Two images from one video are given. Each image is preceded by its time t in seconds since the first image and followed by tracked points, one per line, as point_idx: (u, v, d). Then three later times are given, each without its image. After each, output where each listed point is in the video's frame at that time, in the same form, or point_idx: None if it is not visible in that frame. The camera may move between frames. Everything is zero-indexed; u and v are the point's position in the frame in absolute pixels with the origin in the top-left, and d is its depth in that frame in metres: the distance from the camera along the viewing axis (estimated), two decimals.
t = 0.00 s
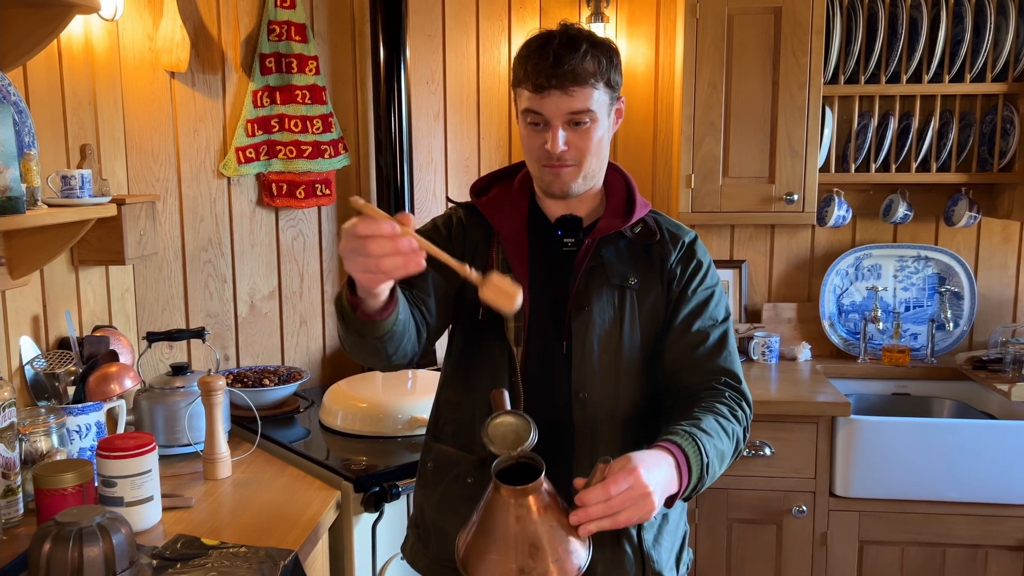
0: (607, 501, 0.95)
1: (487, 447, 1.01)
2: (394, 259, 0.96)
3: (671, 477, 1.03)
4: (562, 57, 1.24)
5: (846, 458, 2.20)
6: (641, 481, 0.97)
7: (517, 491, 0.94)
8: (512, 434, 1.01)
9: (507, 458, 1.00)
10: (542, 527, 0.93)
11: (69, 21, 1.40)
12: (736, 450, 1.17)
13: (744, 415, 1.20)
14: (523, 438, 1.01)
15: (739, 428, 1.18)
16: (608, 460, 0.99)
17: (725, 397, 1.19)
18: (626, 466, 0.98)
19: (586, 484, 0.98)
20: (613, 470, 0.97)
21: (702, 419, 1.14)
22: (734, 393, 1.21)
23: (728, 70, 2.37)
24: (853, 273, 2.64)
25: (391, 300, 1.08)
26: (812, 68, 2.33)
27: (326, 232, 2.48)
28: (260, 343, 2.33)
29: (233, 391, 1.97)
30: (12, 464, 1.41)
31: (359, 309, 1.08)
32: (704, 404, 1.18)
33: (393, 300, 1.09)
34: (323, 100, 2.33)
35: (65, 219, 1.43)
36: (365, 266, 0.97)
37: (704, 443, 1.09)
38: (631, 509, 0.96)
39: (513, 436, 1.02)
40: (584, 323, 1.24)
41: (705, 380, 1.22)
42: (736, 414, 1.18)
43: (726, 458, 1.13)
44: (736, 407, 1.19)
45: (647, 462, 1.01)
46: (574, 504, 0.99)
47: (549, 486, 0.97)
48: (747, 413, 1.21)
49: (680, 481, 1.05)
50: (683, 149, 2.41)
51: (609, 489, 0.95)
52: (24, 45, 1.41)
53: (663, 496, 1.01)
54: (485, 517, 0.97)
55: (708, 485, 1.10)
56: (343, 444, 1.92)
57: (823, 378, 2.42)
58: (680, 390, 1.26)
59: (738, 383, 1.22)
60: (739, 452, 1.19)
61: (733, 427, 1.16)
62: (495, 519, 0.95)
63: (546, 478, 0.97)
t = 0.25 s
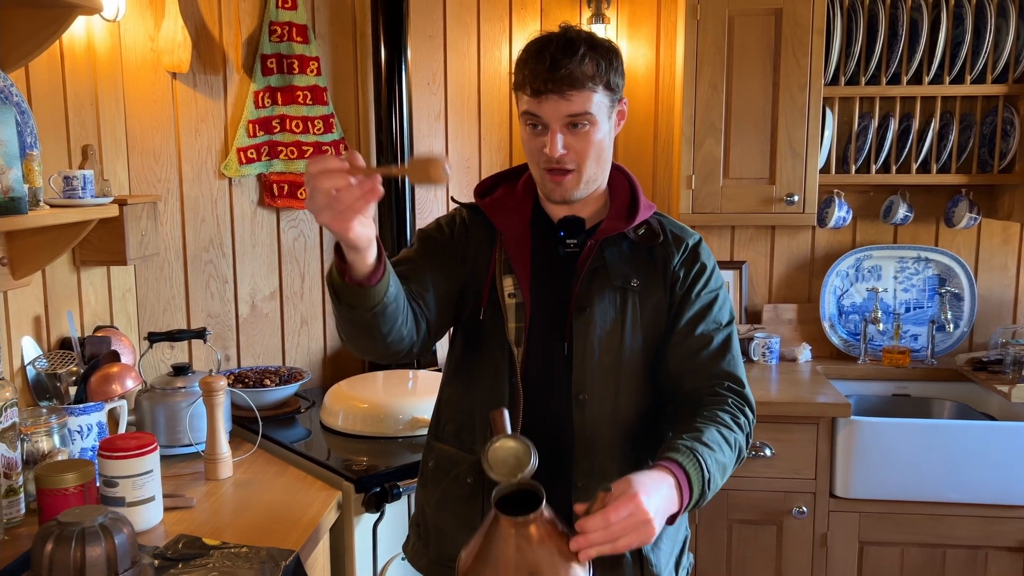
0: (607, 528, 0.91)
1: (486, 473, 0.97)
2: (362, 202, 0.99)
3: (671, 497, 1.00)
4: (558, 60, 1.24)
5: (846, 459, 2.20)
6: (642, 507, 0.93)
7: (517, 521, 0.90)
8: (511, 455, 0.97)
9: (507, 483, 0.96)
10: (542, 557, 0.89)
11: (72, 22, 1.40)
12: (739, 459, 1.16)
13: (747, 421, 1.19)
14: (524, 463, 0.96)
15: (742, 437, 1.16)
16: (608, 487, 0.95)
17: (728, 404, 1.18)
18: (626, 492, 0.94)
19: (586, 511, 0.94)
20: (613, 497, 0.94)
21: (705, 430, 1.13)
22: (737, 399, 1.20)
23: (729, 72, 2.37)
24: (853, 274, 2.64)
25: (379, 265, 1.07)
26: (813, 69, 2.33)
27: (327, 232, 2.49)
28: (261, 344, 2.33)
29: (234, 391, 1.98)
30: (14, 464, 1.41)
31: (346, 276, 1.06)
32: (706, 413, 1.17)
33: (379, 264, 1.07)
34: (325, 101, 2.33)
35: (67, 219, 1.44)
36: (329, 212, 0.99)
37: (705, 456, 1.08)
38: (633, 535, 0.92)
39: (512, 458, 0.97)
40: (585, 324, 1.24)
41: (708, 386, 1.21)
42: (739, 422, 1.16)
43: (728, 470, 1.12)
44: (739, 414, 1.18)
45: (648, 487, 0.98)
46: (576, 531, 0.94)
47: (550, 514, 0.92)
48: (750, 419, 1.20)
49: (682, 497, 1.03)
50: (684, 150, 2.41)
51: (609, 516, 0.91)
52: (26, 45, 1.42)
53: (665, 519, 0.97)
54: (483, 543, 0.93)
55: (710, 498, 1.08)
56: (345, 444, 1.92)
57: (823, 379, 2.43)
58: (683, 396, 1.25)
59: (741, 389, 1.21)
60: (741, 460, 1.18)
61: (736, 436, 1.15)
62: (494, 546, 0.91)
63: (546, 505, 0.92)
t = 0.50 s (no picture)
0: (613, 554, 0.89)
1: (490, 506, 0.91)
2: (350, 188, 0.99)
3: (678, 516, 1.00)
4: (557, 61, 1.25)
5: (847, 460, 2.20)
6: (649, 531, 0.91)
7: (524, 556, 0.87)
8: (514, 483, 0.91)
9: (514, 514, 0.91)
10: None
11: (73, 23, 1.40)
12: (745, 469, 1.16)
13: (753, 429, 1.19)
14: (527, 495, 0.91)
15: (748, 447, 1.16)
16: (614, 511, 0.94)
17: (734, 413, 1.18)
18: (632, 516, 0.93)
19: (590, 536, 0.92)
20: (618, 521, 0.92)
21: (710, 442, 1.12)
22: (743, 406, 1.19)
23: (730, 73, 2.38)
24: (854, 275, 2.64)
25: (377, 256, 1.07)
26: (814, 71, 2.34)
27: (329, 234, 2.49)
28: (262, 345, 2.33)
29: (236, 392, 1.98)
30: (16, 464, 1.41)
31: (346, 271, 1.06)
32: (712, 423, 1.16)
33: (378, 257, 1.07)
34: (327, 102, 2.33)
35: (69, 220, 1.44)
36: (318, 200, 0.98)
37: (709, 470, 1.07)
38: (640, 559, 0.90)
39: (516, 488, 0.91)
40: (590, 327, 1.24)
41: (714, 393, 1.21)
42: (745, 432, 1.16)
43: (733, 483, 1.11)
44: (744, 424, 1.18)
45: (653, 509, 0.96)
46: (582, 557, 0.91)
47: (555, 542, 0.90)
48: (757, 426, 1.20)
49: (686, 516, 1.02)
50: (685, 151, 2.41)
51: (615, 542, 0.89)
52: (29, 47, 1.42)
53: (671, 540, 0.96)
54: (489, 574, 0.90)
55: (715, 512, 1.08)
56: (346, 445, 1.92)
57: (824, 380, 2.43)
58: (690, 403, 1.25)
59: (748, 396, 1.21)
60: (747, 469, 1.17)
61: (742, 447, 1.14)
62: None
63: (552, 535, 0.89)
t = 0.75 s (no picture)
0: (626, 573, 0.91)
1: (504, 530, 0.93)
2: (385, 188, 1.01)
3: (689, 531, 1.02)
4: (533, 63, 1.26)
5: (848, 461, 2.20)
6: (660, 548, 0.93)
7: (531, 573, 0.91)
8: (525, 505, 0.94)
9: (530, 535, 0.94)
10: None
11: (75, 24, 1.40)
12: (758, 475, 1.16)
13: (767, 434, 1.19)
14: (540, 516, 0.93)
15: (762, 454, 1.16)
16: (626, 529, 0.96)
17: (747, 420, 1.18)
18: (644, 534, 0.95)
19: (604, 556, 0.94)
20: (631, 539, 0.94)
21: (723, 451, 1.13)
22: (757, 412, 1.20)
23: (731, 74, 2.38)
24: (855, 277, 2.64)
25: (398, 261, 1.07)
26: (815, 72, 2.34)
27: (330, 235, 2.48)
28: (263, 345, 2.33)
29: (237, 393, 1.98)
30: (17, 465, 1.41)
31: (367, 271, 1.06)
32: (725, 431, 1.17)
33: (399, 262, 1.08)
34: (328, 102, 2.33)
35: (71, 220, 1.44)
36: (355, 196, 1.00)
37: (722, 480, 1.09)
38: None
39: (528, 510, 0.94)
40: (593, 329, 1.24)
41: (727, 400, 1.21)
42: (759, 438, 1.17)
43: (746, 492, 1.12)
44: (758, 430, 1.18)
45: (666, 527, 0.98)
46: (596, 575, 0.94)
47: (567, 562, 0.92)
48: (770, 431, 1.20)
49: (699, 530, 1.04)
50: (686, 152, 2.41)
51: (629, 560, 0.91)
52: (30, 47, 1.42)
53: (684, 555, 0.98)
54: None
55: (729, 520, 1.09)
56: (347, 446, 1.92)
57: (825, 381, 2.43)
58: (702, 407, 1.25)
59: (761, 401, 1.21)
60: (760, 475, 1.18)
61: (755, 454, 1.15)
62: None
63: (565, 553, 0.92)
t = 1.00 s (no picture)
0: None
1: None
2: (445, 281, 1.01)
3: (709, 561, 1.06)
4: (536, 60, 1.26)
5: (849, 462, 2.20)
6: None
7: None
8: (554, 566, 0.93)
9: None
10: None
11: (76, 23, 1.40)
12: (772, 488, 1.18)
13: (781, 446, 1.20)
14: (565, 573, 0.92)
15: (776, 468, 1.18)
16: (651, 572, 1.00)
17: (762, 433, 1.19)
18: None
19: None
20: None
21: (739, 470, 1.14)
22: (771, 424, 1.20)
23: (733, 74, 2.37)
24: (857, 277, 2.64)
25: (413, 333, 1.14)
26: (817, 72, 2.34)
27: (331, 235, 2.48)
28: (264, 346, 2.33)
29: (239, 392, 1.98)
30: (18, 465, 1.41)
31: (386, 336, 1.13)
32: (740, 447, 1.18)
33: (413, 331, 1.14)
34: (329, 102, 2.33)
35: (72, 219, 1.43)
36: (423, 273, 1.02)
37: (739, 504, 1.11)
38: None
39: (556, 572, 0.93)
40: (595, 332, 1.24)
41: (741, 412, 1.22)
42: (773, 452, 1.18)
43: (761, 508, 1.15)
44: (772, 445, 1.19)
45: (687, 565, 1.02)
46: None
47: None
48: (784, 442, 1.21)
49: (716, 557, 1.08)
50: (688, 152, 2.41)
51: None
52: (30, 46, 1.42)
53: None
54: None
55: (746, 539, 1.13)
56: (348, 446, 1.92)
57: (826, 381, 2.42)
58: (713, 416, 1.25)
59: (774, 411, 1.22)
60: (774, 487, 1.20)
61: (771, 470, 1.17)
62: None
63: None
